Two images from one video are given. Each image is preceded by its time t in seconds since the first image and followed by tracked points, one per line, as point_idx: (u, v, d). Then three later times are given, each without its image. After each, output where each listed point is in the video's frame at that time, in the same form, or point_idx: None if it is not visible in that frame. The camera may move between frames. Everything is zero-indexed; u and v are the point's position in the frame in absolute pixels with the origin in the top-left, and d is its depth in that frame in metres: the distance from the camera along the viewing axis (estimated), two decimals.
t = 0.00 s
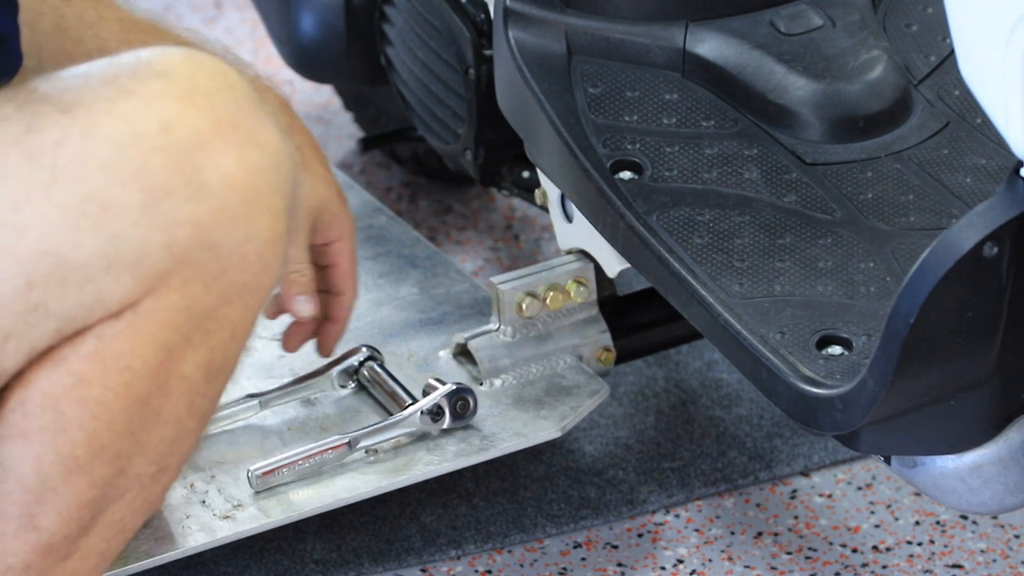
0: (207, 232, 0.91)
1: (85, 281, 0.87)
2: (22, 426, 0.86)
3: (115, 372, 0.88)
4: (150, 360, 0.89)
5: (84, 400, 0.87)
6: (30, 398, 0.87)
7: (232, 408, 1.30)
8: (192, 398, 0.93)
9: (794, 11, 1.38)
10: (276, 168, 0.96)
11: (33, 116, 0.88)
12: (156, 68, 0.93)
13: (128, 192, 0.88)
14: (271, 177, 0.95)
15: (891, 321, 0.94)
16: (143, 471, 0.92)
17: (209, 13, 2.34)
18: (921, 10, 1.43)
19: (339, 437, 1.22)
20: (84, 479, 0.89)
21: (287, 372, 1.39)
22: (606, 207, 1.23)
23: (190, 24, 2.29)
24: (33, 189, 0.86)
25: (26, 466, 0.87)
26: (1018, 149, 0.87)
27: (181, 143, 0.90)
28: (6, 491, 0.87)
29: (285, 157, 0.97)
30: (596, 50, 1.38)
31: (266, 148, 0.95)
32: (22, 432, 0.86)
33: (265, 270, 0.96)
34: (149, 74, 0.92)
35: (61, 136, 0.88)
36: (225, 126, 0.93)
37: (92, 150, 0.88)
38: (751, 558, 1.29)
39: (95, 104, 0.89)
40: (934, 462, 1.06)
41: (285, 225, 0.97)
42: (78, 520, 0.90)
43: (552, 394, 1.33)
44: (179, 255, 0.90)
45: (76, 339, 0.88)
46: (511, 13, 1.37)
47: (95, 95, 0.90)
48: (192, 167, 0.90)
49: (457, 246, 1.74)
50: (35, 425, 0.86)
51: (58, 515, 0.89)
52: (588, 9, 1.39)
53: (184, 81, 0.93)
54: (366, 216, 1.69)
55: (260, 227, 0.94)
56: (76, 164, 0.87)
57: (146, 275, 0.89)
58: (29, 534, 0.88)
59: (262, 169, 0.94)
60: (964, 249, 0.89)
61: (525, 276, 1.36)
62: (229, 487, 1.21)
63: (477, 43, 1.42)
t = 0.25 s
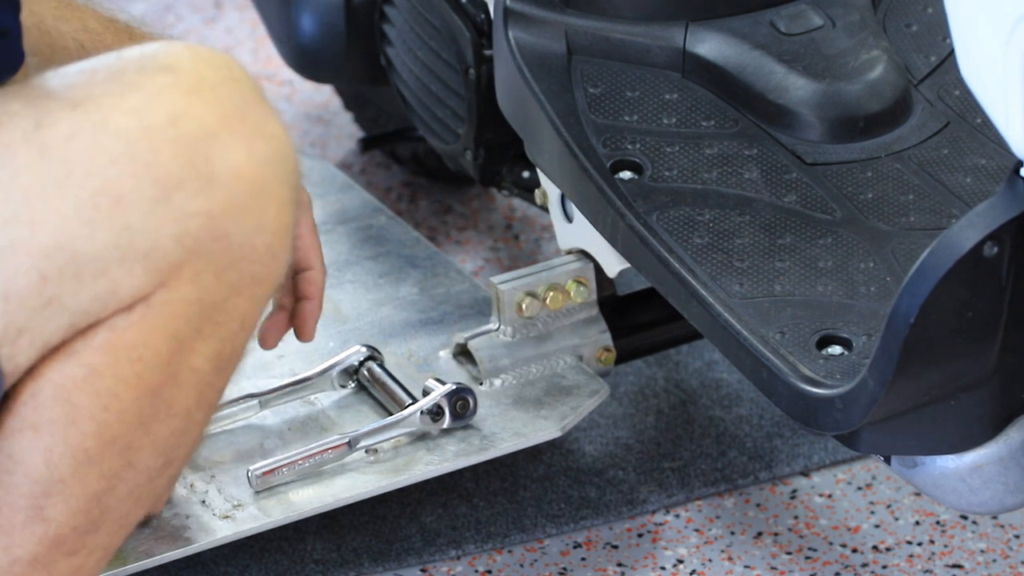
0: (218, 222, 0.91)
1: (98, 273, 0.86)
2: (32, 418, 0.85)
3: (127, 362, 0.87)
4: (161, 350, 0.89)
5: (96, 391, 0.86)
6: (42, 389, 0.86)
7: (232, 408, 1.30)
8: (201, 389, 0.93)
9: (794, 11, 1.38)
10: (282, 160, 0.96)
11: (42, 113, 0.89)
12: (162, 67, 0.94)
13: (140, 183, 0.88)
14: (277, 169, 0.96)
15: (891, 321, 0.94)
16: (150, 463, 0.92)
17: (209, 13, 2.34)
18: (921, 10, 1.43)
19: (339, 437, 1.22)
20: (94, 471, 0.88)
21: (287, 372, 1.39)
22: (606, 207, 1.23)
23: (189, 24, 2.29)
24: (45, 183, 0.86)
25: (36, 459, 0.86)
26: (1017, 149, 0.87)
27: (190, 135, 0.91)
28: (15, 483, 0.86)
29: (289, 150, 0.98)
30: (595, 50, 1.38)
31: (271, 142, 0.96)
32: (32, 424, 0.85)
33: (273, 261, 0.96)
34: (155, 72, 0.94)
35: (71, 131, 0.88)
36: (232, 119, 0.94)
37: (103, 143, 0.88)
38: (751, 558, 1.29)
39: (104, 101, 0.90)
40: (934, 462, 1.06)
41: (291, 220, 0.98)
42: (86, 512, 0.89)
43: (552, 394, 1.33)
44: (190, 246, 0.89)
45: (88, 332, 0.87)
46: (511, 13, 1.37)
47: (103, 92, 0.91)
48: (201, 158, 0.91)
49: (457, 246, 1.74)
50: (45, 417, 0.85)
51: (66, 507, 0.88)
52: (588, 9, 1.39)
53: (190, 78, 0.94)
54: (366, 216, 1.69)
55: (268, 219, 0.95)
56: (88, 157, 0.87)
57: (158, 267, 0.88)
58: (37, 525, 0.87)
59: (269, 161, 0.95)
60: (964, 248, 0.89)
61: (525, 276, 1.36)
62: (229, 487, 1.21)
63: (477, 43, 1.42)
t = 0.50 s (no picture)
0: (209, 209, 0.92)
1: (89, 262, 0.88)
2: (26, 408, 0.86)
3: (119, 351, 0.88)
4: (153, 339, 0.89)
5: (88, 380, 0.87)
6: (36, 379, 0.87)
7: (232, 408, 1.29)
8: (193, 376, 0.93)
9: (794, 11, 1.38)
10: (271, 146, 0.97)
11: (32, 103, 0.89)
12: (151, 53, 0.94)
13: (130, 172, 0.89)
14: (267, 154, 0.96)
15: (891, 321, 0.94)
16: (145, 452, 0.91)
17: (209, 13, 2.34)
18: (921, 10, 1.43)
19: (339, 437, 1.22)
20: (89, 461, 0.88)
21: (287, 372, 1.39)
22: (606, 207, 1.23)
23: (190, 24, 2.29)
24: (35, 173, 0.86)
25: (31, 450, 0.86)
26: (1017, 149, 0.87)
27: (180, 123, 0.91)
28: (10, 475, 0.86)
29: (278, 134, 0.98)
30: (596, 50, 1.38)
31: (261, 128, 0.96)
32: (26, 415, 0.86)
33: (264, 247, 0.96)
34: (145, 59, 0.94)
35: (60, 121, 0.88)
36: (221, 106, 0.94)
37: (92, 132, 0.88)
38: (751, 558, 1.29)
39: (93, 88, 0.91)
40: (934, 462, 1.06)
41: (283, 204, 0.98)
42: (81, 503, 0.89)
43: (552, 394, 1.33)
44: (181, 234, 0.91)
45: (81, 321, 0.89)
46: (511, 13, 1.37)
47: (93, 80, 0.91)
48: (191, 146, 0.92)
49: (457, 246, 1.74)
50: (39, 407, 0.86)
51: (61, 497, 0.88)
52: (588, 9, 1.39)
53: (179, 64, 0.94)
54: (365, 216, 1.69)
55: (259, 204, 0.95)
56: (77, 146, 0.88)
57: (150, 254, 0.89)
58: (32, 517, 0.87)
59: (258, 147, 0.95)
60: (964, 249, 0.89)
61: (525, 276, 1.36)
62: (229, 487, 1.21)
63: (477, 43, 1.42)
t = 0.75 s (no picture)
0: (181, 216, 0.92)
1: (60, 268, 0.88)
2: (3, 418, 0.87)
3: (94, 360, 0.88)
4: (129, 347, 0.90)
5: (64, 390, 0.88)
6: (10, 389, 0.87)
7: (232, 407, 1.29)
8: (173, 384, 0.93)
9: (794, 11, 1.38)
10: (247, 150, 0.96)
11: (7, 110, 0.91)
12: (125, 58, 0.94)
13: (101, 179, 0.89)
14: (241, 159, 0.95)
15: (891, 321, 0.94)
16: (126, 460, 0.92)
17: (209, 13, 2.35)
18: (921, 10, 1.43)
19: (339, 437, 1.22)
20: (68, 469, 0.89)
21: (287, 372, 1.39)
22: (606, 208, 1.23)
23: (189, 24, 2.29)
24: (5, 179, 0.87)
25: (10, 459, 0.87)
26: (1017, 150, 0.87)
27: (151, 130, 0.92)
28: None
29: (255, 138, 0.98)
30: (595, 50, 1.38)
31: (237, 133, 0.96)
32: (4, 425, 0.87)
33: (241, 254, 0.96)
34: (118, 64, 0.94)
35: (33, 127, 0.89)
36: (195, 112, 0.94)
37: (64, 139, 0.89)
38: (751, 558, 1.29)
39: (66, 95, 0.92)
40: (934, 462, 1.06)
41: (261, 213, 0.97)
42: (64, 511, 0.90)
43: (552, 394, 1.33)
44: (153, 241, 0.91)
45: (54, 329, 0.89)
46: (511, 13, 1.37)
47: (66, 87, 0.92)
48: (162, 152, 0.91)
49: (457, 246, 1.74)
50: (15, 416, 0.87)
51: (43, 506, 0.89)
52: (588, 9, 1.39)
53: (153, 69, 0.94)
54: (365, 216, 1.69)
55: (233, 209, 0.95)
56: (49, 152, 0.88)
57: (122, 261, 0.89)
58: (14, 525, 0.88)
59: (233, 153, 0.95)
60: (964, 248, 0.89)
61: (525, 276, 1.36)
62: (228, 487, 1.21)
63: (477, 43, 1.42)
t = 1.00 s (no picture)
0: (183, 224, 0.91)
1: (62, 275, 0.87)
2: (5, 424, 0.87)
3: (97, 367, 0.88)
4: (131, 354, 0.90)
5: (66, 397, 0.88)
6: (14, 396, 0.87)
7: (232, 408, 1.29)
8: (176, 391, 0.94)
9: (794, 11, 1.38)
10: (247, 157, 0.95)
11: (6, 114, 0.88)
12: (125, 63, 0.93)
13: (103, 187, 0.88)
14: (242, 167, 0.95)
15: (890, 321, 0.94)
16: (129, 466, 0.93)
17: (209, 13, 2.35)
18: (921, 10, 1.43)
19: (339, 437, 1.22)
20: (70, 475, 0.89)
21: (287, 372, 1.39)
22: (606, 208, 1.23)
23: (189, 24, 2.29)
24: (6, 186, 0.86)
25: (12, 465, 0.87)
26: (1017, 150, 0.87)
27: (153, 138, 0.91)
28: None
29: (255, 145, 0.97)
30: (595, 50, 1.38)
31: (238, 140, 0.95)
32: (6, 431, 0.87)
33: (243, 261, 0.96)
34: (119, 69, 0.92)
35: (34, 133, 0.87)
36: (197, 119, 0.93)
37: (66, 147, 0.88)
38: (751, 558, 1.29)
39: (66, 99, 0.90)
40: (934, 462, 1.06)
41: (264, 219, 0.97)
42: (65, 516, 0.90)
43: (552, 394, 1.33)
44: (155, 248, 0.90)
45: (57, 336, 0.89)
46: (511, 13, 1.37)
47: (66, 92, 0.90)
48: (164, 161, 0.91)
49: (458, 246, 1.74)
50: (18, 423, 0.87)
51: (43, 512, 0.89)
52: (587, 9, 1.39)
53: (153, 75, 0.93)
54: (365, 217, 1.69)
55: (233, 217, 0.94)
56: (51, 161, 0.87)
57: (124, 268, 0.89)
58: (17, 530, 0.89)
59: (233, 161, 0.94)
60: (964, 249, 0.89)
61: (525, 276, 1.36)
62: (229, 487, 1.21)
63: (477, 43, 1.42)
